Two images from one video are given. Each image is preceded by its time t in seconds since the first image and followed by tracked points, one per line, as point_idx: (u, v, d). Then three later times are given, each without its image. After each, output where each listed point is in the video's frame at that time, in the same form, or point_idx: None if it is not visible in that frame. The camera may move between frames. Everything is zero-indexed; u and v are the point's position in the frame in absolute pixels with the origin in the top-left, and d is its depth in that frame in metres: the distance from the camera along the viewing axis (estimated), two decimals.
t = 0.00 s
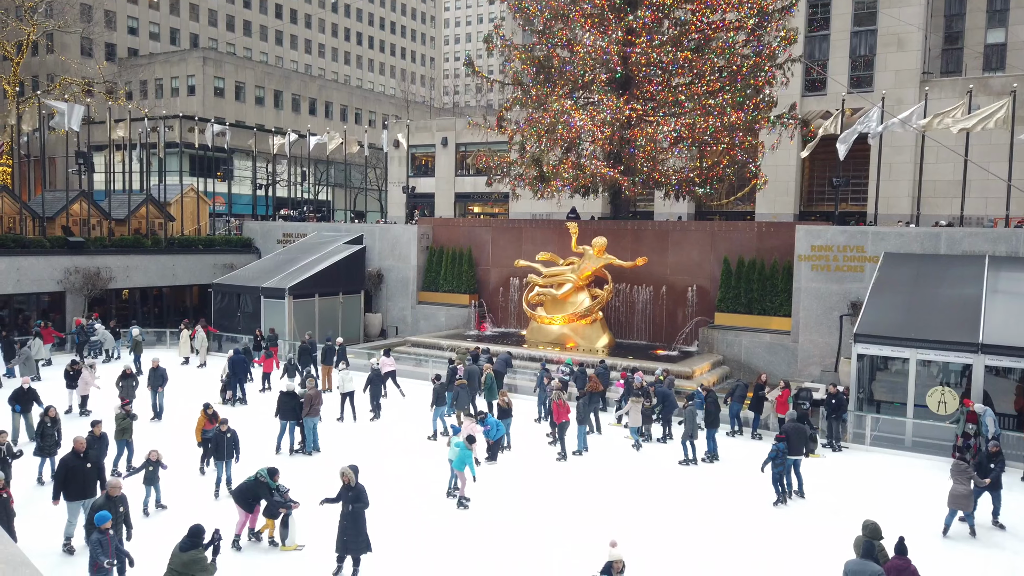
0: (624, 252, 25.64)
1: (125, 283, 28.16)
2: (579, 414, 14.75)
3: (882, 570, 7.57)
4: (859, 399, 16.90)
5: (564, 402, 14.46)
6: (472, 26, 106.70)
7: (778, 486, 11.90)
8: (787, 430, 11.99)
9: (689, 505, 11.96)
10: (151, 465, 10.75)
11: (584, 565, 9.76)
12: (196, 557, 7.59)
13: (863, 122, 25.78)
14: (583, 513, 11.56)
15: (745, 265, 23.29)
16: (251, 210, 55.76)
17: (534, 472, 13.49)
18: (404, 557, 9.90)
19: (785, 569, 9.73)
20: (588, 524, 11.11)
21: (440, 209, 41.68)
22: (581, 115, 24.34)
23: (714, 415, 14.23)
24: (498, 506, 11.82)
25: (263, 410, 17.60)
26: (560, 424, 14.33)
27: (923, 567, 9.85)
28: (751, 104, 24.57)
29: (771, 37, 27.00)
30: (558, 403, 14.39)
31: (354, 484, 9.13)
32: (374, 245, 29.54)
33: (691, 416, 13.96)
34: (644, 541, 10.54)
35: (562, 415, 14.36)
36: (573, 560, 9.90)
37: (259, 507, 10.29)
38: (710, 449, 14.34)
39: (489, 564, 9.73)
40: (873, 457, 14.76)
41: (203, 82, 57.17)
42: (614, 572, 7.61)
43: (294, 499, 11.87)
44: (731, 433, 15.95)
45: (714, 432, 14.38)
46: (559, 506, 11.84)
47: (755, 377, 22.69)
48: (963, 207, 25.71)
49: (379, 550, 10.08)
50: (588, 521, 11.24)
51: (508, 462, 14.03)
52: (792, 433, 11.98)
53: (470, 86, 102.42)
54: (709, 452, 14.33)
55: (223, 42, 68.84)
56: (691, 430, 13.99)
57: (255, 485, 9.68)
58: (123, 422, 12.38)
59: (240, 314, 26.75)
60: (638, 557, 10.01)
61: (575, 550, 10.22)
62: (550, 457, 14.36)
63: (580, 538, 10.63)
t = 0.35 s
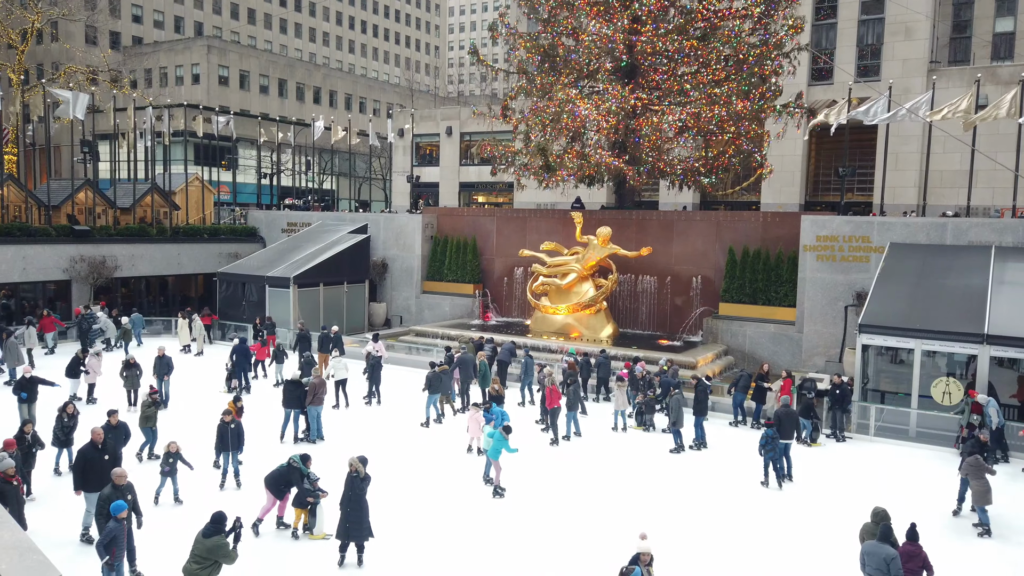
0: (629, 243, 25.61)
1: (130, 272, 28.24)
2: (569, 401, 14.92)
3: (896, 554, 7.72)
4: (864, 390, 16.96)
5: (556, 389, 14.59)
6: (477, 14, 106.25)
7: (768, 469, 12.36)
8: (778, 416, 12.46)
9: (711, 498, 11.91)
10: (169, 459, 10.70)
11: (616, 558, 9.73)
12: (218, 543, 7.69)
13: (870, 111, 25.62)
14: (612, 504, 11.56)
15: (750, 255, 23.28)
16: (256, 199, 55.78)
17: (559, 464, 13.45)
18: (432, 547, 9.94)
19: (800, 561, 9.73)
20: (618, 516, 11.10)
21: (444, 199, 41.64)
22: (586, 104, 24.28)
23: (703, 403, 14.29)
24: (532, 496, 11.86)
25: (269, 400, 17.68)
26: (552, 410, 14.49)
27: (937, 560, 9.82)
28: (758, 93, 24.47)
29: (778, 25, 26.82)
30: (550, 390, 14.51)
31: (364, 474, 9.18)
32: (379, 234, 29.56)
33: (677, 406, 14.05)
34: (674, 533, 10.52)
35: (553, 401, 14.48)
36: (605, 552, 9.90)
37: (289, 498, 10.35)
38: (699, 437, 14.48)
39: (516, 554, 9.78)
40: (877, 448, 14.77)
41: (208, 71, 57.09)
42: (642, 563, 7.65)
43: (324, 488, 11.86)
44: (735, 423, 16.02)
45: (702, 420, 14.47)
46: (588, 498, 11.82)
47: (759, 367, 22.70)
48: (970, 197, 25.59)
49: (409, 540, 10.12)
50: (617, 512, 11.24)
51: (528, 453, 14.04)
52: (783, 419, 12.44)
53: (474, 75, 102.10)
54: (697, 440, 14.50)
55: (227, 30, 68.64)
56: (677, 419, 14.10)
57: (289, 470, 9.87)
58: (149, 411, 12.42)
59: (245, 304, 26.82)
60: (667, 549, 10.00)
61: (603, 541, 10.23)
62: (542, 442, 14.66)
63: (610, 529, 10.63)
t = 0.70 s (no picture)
0: (635, 235, 25.56)
1: (137, 262, 28.33)
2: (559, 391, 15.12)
3: (915, 543, 7.81)
4: (869, 382, 16.79)
5: (547, 379, 14.75)
6: (483, 5, 105.91)
7: (761, 455, 12.60)
8: (773, 404, 12.74)
9: (736, 494, 11.75)
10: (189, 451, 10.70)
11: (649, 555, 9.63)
12: (240, 530, 7.70)
13: (877, 103, 25.48)
14: (639, 498, 11.49)
15: (756, 247, 23.23)
16: (261, 190, 55.85)
17: (587, 457, 13.40)
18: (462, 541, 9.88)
19: (813, 557, 9.67)
20: (647, 510, 11.03)
21: (449, 190, 41.62)
22: (591, 95, 24.07)
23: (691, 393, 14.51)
24: (565, 490, 11.82)
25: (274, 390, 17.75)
26: (542, 400, 14.65)
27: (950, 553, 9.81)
28: (764, 84, 24.38)
29: (785, 16, 26.66)
30: (540, 380, 14.67)
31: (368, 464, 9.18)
32: (384, 226, 29.57)
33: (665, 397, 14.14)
34: (705, 529, 10.44)
35: (544, 392, 14.66)
36: (639, 548, 9.81)
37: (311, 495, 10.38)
38: (689, 426, 14.60)
39: (549, 550, 9.70)
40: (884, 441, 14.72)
41: (213, 61, 57.08)
42: (675, 559, 7.45)
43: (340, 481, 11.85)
44: (738, 415, 16.02)
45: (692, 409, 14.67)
46: (618, 492, 11.74)
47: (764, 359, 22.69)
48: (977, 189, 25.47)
49: (438, 535, 10.06)
50: (646, 507, 11.19)
51: (556, 446, 14.00)
52: (777, 407, 12.74)
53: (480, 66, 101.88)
54: (687, 429, 14.61)
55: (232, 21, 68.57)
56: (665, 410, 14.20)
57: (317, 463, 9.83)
58: (169, 403, 12.43)
59: (251, 295, 26.86)
60: (699, 544, 9.94)
61: (634, 537, 10.16)
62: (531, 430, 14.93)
63: (640, 524, 10.58)
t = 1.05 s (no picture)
0: (642, 224, 25.51)
1: (145, 251, 28.43)
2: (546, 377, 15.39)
3: (935, 529, 7.92)
4: (877, 371, 16.73)
5: (538, 365, 14.93)
6: None
7: (755, 438, 12.93)
8: (767, 389, 13.14)
9: (757, 487, 11.62)
10: (203, 443, 10.65)
11: (683, 546, 9.58)
12: (266, 515, 7.83)
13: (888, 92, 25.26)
14: (669, 490, 11.43)
15: (763, 236, 23.16)
16: (268, 179, 55.92)
17: (603, 447, 13.38)
18: (492, 533, 9.84)
19: (824, 548, 9.64)
20: (676, 502, 10.95)
21: (456, 178, 41.54)
22: (599, 83, 24.08)
23: (684, 380, 14.66)
24: (597, 480, 11.81)
25: (281, 378, 17.84)
26: (533, 385, 14.88)
27: (961, 544, 9.79)
28: (773, 72, 24.20)
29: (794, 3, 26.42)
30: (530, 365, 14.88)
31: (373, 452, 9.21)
32: (391, 214, 29.57)
33: (656, 385, 14.20)
34: (731, 522, 10.35)
35: (535, 377, 14.88)
36: (670, 540, 9.75)
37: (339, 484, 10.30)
38: (682, 414, 14.74)
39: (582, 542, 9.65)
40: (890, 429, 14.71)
41: (220, 49, 57.02)
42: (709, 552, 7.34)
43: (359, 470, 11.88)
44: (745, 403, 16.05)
45: (685, 397, 14.80)
46: (650, 482, 11.73)
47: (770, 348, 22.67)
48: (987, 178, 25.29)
49: (469, 526, 10.02)
50: (677, 498, 11.14)
51: (580, 436, 13.93)
52: (770, 391, 13.13)
53: (487, 54, 101.39)
54: (681, 417, 14.74)
55: (239, 8, 68.45)
56: (656, 397, 14.33)
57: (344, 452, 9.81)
58: (185, 394, 12.43)
59: (258, 283, 26.92)
60: (725, 536, 9.87)
61: (677, 528, 10.08)
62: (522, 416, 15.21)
63: (669, 515, 10.51)
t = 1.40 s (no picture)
0: (648, 212, 25.45)
1: (152, 238, 28.50)
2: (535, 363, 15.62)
3: (954, 516, 7.97)
4: (884, 360, 16.68)
5: (529, 350, 15.21)
6: None
7: (745, 423, 13.16)
8: (757, 375, 13.51)
9: (765, 476, 11.64)
10: (217, 434, 10.60)
11: (710, 537, 9.56)
12: (287, 498, 7.93)
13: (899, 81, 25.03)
14: (697, 479, 11.44)
15: (770, 224, 23.06)
16: (275, 166, 55.94)
17: (610, 435, 13.39)
18: (518, 523, 9.83)
19: (834, 538, 9.62)
20: (706, 490, 11.02)
21: (462, 166, 41.46)
22: (606, 70, 23.96)
23: (676, 367, 14.79)
24: (631, 467, 11.91)
25: (288, 365, 17.90)
26: (525, 370, 15.14)
27: (970, 533, 9.78)
28: (781, 60, 24.04)
29: None
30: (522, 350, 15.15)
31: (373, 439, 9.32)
32: (396, 202, 29.55)
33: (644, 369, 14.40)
34: (742, 510, 10.37)
35: (527, 361, 15.15)
36: (690, 530, 9.75)
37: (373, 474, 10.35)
38: (674, 401, 14.88)
39: (606, 533, 9.61)
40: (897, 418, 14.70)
41: (227, 36, 56.93)
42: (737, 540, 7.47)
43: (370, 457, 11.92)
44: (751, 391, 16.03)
45: (677, 384, 14.92)
46: (666, 471, 11.76)
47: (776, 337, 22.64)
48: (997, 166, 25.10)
49: (498, 514, 10.08)
50: (708, 486, 11.18)
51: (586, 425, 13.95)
52: (760, 376, 13.50)
53: (493, 41, 100.86)
54: (673, 404, 14.87)
55: None
56: (644, 381, 14.48)
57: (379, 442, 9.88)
58: (204, 384, 12.45)
59: (264, 270, 26.99)
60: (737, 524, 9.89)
61: (707, 518, 10.12)
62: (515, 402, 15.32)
63: (695, 505, 10.52)
